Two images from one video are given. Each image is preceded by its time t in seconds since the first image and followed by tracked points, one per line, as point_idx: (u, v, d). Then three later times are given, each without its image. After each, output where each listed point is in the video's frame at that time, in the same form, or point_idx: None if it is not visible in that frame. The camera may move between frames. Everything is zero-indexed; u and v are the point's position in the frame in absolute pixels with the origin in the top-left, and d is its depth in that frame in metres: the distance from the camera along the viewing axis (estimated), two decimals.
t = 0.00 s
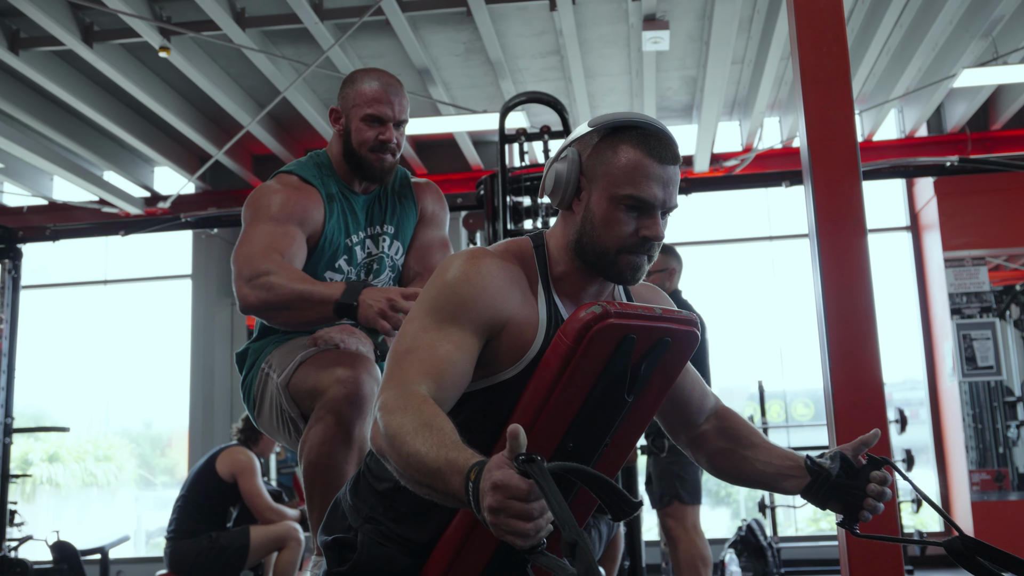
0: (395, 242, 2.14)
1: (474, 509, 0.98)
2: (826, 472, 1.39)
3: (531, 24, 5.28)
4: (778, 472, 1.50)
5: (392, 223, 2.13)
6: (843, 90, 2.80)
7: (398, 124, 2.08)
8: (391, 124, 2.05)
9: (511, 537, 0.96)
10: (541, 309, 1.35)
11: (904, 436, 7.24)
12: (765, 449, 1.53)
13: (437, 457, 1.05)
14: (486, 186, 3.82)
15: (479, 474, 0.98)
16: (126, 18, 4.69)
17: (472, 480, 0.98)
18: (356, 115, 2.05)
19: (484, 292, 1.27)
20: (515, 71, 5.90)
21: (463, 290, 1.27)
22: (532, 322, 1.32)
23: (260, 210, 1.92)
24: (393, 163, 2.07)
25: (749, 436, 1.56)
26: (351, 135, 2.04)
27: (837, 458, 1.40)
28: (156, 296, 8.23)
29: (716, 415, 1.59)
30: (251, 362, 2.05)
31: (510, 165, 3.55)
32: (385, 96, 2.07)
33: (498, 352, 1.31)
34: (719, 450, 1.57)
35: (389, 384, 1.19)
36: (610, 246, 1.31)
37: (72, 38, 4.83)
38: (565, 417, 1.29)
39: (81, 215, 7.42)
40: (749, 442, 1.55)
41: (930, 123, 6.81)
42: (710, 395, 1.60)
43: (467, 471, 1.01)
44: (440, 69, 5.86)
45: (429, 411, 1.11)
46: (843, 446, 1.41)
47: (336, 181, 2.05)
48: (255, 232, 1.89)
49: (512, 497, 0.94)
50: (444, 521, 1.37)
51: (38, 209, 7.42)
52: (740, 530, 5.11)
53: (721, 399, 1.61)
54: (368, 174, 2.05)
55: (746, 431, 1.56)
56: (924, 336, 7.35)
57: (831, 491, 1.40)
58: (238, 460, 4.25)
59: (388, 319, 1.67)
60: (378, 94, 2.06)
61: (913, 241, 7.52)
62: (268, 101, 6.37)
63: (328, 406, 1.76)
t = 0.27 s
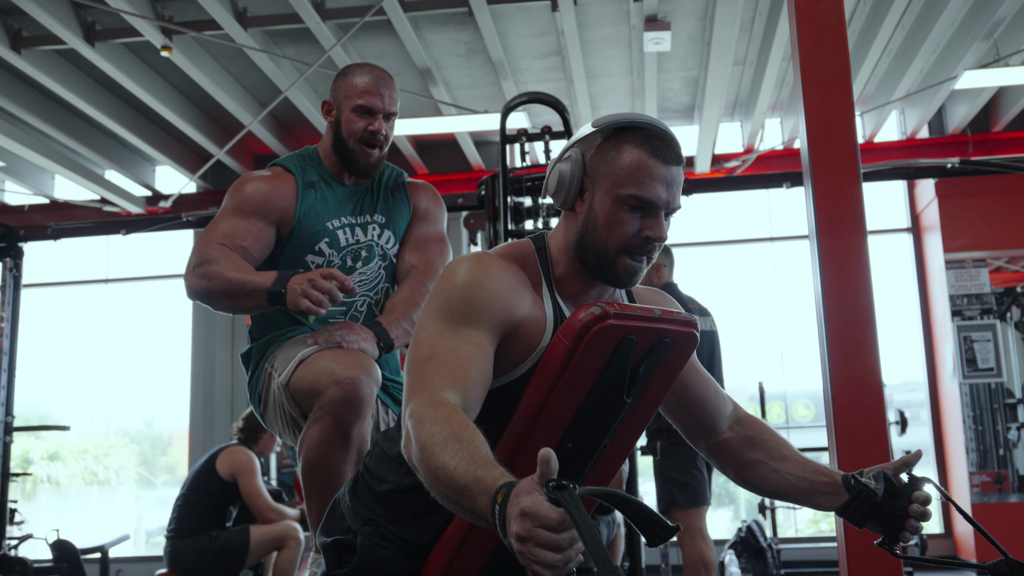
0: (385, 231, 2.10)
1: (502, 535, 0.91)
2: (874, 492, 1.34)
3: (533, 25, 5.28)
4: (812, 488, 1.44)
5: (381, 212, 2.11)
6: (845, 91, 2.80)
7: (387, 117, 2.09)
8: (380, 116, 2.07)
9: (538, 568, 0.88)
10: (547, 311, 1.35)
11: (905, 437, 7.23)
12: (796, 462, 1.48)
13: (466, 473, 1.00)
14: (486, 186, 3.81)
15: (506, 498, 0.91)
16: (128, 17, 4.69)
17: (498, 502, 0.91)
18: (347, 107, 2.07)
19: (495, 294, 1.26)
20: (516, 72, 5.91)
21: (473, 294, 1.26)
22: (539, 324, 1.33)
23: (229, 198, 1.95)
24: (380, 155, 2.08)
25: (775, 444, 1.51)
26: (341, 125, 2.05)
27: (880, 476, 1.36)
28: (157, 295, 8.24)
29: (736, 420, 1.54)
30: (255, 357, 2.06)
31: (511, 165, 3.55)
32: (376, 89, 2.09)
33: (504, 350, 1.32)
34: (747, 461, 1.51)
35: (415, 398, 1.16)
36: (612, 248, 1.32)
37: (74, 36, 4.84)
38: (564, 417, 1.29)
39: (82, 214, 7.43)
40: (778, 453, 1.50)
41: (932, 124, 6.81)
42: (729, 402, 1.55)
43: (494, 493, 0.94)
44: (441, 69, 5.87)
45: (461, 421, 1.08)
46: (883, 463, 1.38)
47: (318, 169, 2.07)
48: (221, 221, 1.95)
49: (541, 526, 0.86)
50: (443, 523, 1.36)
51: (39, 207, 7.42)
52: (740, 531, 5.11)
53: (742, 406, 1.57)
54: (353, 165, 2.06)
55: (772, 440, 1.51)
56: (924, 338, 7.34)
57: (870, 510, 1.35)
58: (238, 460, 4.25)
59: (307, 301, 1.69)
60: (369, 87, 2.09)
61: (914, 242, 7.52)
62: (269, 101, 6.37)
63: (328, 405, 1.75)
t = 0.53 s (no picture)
0: (383, 231, 2.09)
1: (522, 550, 0.88)
2: (912, 510, 1.29)
3: (533, 25, 5.28)
4: (837, 499, 1.40)
5: (375, 209, 2.10)
6: (845, 93, 2.80)
7: (375, 116, 2.08)
8: (367, 115, 2.06)
9: None
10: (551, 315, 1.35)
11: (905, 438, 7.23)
12: (821, 472, 1.43)
13: (489, 481, 0.97)
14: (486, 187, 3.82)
15: (527, 510, 0.87)
16: (128, 18, 4.69)
17: (518, 514, 0.88)
18: (336, 106, 2.06)
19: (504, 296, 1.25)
20: (517, 72, 5.90)
21: (484, 295, 1.23)
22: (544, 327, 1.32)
23: (218, 197, 1.98)
24: (368, 154, 2.07)
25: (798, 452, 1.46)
26: (329, 124, 2.06)
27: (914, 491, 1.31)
28: (157, 295, 8.25)
29: (754, 427, 1.50)
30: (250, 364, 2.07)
31: (510, 167, 3.55)
32: (364, 90, 2.08)
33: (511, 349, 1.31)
34: (768, 470, 1.47)
35: (434, 401, 1.12)
36: (610, 248, 1.32)
37: (74, 36, 4.83)
38: (564, 417, 1.29)
39: (82, 214, 7.43)
40: (800, 462, 1.45)
41: (932, 125, 6.81)
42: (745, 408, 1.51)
43: (515, 505, 0.91)
44: (441, 70, 5.86)
45: (485, 423, 1.04)
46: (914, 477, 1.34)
47: (308, 168, 2.07)
48: (212, 220, 1.97)
49: (563, 543, 0.83)
50: (443, 524, 1.36)
51: (39, 207, 7.42)
52: (740, 531, 5.11)
53: (759, 412, 1.53)
54: (342, 165, 2.06)
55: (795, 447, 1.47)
56: (924, 339, 7.34)
57: (901, 526, 1.31)
58: (237, 460, 4.25)
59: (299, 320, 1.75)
60: (358, 87, 2.07)
61: (914, 243, 7.52)
62: (269, 101, 6.37)
63: (300, 405, 1.74)
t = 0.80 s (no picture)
0: (383, 226, 2.10)
1: (538, 556, 0.82)
2: (934, 523, 1.25)
3: (533, 24, 5.28)
4: (860, 502, 1.36)
5: (373, 205, 2.11)
6: (846, 91, 2.80)
7: (369, 116, 2.07)
8: (361, 115, 2.05)
9: None
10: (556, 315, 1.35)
11: (905, 436, 7.23)
12: (841, 472, 1.39)
13: (509, 479, 0.92)
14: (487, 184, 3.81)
15: (546, 515, 0.82)
16: (128, 17, 4.69)
17: (536, 518, 0.83)
18: (328, 106, 2.06)
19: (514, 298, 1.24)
20: (517, 71, 5.90)
21: (494, 297, 1.22)
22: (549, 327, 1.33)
23: (216, 195, 1.98)
24: (362, 153, 2.08)
25: (816, 451, 1.43)
26: (323, 124, 2.06)
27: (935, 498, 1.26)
28: (160, 292, 8.23)
29: (768, 425, 1.48)
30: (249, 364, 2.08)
31: (511, 165, 3.54)
32: (357, 88, 2.07)
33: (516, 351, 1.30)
34: (786, 470, 1.44)
35: (455, 398, 1.09)
36: (613, 249, 1.32)
37: (74, 35, 4.83)
38: (564, 415, 1.29)
39: (83, 212, 7.43)
40: (820, 462, 1.42)
41: (933, 123, 6.80)
42: (759, 408, 1.50)
43: (532, 508, 0.86)
44: (442, 68, 5.86)
45: (507, 420, 1.01)
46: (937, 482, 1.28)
47: (305, 165, 2.08)
48: (213, 218, 1.96)
49: (583, 551, 0.76)
50: (443, 520, 1.36)
51: (40, 206, 7.42)
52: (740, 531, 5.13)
53: (774, 411, 1.51)
54: (335, 163, 2.07)
55: (813, 446, 1.44)
56: (925, 338, 7.34)
57: (924, 533, 1.27)
58: (238, 458, 4.27)
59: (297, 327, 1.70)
60: (351, 86, 2.07)
61: (915, 241, 7.52)
62: (269, 99, 6.37)
63: (284, 405, 1.74)
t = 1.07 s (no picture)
0: (391, 220, 2.10)
1: (557, 549, 0.81)
2: (963, 515, 1.24)
3: (536, 18, 5.27)
4: (879, 496, 1.35)
5: (381, 198, 2.11)
6: (850, 84, 2.79)
7: (377, 113, 2.07)
8: (369, 111, 2.05)
9: None
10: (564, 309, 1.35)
11: (909, 431, 7.22)
12: (860, 467, 1.39)
13: (534, 471, 0.90)
14: (491, 179, 3.82)
15: (570, 508, 0.80)
16: (131, 12, 4.69)
17: (559, 509, 0.81)
18: (338, 102, 2.05)
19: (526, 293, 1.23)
20: (520, 65, 5.89)
21: (508, 292, 1.21)
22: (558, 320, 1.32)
23: (225, 186, 1.99)
24: (370, 150, 2.07)
25: (830, 446, 1.43)
26: (331, 120, 2.06)
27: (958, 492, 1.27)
28: (164, 288, 8.24)
29: (783, 419, 1.47)
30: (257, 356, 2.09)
31: (515, 159, 3.55)
32: (366, 86, 2.06)
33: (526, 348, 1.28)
34: (802, 463, 1.44)
35: (477, 389, 1.07)
36: (621, 247, 1.32)
37: (77, 31, 4.84)
38: (568, 408, 1.29)
39: (87, 208, 7.44)
40: (838, 456, 1.41)
41: (937, 117, 6.78)
42: (772, 399, 1.50)
43: (555, 500, 0.84)
44: (445, 63, 5.86)
45: (534, 410, 0.99)
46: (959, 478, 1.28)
47: (314, 159, 2.08)
48: (222, 209, 1.97)
49: (608, 546, 0.75)
50: (447, 514, 1.36)
51: (44, 202, 7.44)
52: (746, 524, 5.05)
53: (788, 402, 1.50)
54: (343, 158, 2.07)
55: (828, 440, 1.43)
56: (930, 333, 7.33)
57: (945, 527, 1.26)
58: (243, 453, 4.25)
59: (310, 323, 1.73)
60: (359, 84, 2.06)
61: (920, 235, 7.51)
62: (272, 95, 6.37)
63: (298, 394, 1.74)
